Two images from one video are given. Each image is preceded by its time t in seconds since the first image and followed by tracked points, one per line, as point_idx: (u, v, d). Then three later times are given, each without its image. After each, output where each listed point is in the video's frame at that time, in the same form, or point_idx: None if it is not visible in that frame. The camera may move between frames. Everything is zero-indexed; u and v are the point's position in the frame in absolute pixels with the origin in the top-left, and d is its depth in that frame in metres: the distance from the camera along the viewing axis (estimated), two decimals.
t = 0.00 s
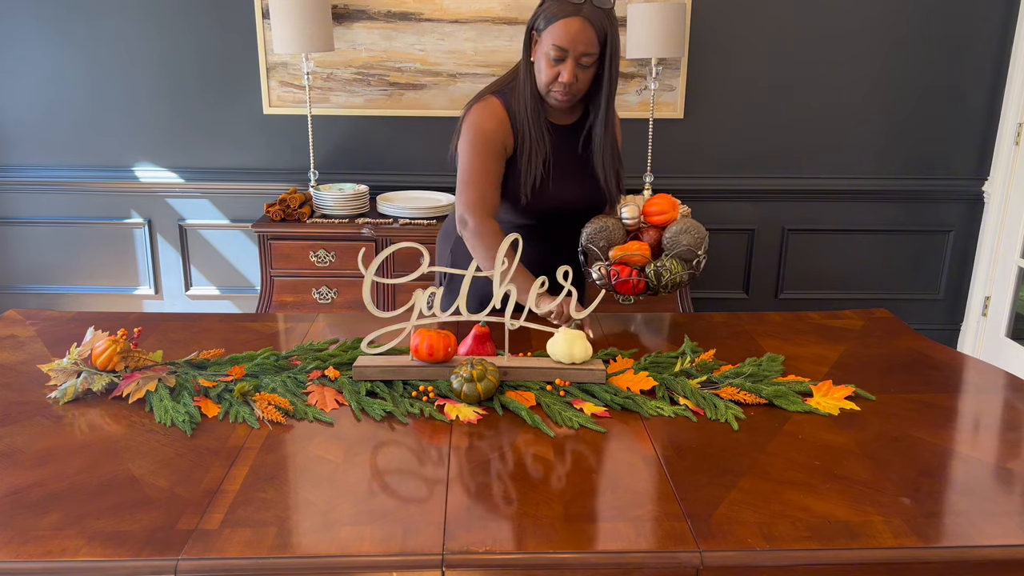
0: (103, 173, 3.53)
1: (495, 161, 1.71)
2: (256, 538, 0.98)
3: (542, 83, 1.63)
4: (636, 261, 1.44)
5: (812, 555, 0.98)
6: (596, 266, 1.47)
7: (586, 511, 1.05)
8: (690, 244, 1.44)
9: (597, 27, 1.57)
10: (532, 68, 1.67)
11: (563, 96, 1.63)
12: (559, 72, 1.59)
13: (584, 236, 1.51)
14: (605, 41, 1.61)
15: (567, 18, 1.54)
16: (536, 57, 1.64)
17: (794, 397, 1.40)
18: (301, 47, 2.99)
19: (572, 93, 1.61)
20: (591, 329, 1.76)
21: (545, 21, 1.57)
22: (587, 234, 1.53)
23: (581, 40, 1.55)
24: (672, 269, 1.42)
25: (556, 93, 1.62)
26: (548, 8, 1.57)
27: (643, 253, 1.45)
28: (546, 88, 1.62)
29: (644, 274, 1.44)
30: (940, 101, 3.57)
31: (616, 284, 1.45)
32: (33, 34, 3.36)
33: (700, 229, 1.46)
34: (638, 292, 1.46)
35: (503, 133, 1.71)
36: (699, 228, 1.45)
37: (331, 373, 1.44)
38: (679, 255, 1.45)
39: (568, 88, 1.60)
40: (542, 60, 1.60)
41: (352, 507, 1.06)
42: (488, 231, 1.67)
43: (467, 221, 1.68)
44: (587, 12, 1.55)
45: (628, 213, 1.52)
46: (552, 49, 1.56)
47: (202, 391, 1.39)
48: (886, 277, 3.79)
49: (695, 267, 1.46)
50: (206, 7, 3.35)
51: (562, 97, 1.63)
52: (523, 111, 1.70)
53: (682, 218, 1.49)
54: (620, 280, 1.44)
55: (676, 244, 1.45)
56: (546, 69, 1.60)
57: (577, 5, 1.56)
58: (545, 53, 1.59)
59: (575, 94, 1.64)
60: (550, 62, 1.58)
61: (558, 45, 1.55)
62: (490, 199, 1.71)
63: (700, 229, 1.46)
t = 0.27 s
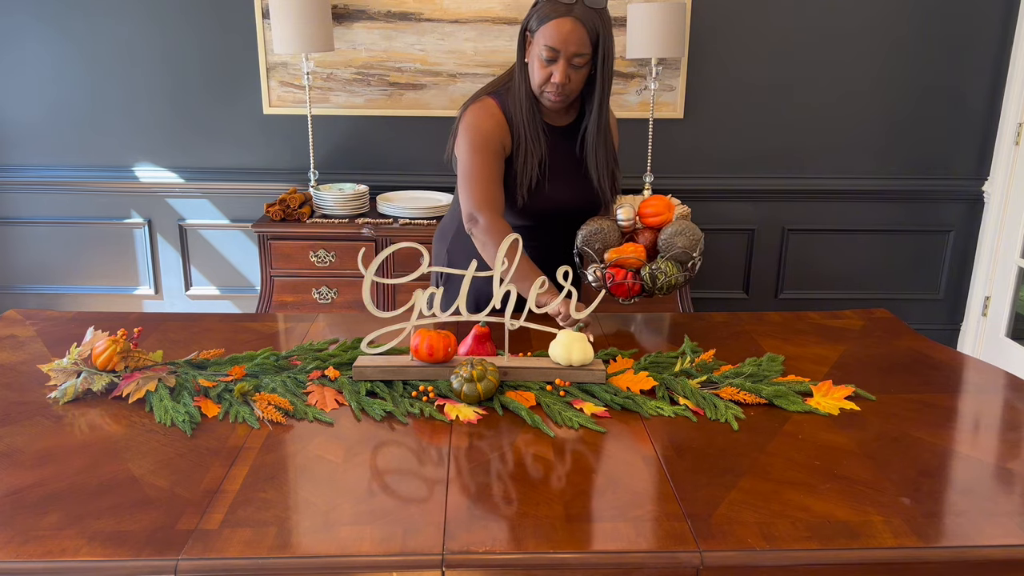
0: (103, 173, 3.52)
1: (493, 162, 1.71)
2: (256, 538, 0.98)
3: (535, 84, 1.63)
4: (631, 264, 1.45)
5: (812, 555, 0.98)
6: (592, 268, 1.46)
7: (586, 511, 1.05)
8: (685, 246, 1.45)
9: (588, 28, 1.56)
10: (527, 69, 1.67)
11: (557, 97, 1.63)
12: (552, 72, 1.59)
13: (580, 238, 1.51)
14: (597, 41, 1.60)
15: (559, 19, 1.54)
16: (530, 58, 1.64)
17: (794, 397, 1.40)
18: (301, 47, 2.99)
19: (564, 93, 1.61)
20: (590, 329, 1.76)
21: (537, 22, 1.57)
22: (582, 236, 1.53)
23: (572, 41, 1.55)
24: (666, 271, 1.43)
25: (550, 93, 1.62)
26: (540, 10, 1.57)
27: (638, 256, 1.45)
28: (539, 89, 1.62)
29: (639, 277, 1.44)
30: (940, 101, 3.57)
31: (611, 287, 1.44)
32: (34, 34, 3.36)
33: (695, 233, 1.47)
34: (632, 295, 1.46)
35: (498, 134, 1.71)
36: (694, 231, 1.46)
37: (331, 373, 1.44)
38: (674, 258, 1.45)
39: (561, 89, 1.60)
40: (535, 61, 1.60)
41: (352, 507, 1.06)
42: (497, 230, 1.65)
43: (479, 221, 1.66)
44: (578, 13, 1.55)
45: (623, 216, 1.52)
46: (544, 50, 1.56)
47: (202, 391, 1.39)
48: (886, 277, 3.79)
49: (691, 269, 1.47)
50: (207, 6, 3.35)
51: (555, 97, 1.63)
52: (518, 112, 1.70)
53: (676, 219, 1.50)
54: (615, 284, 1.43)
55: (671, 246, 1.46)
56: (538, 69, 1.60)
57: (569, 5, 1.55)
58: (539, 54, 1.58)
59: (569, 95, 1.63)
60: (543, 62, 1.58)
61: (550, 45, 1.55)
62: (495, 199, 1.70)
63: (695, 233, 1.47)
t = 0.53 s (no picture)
0: (102, 173, 3.52)
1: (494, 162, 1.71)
2: (256, 539, 0.98)
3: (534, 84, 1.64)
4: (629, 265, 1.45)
5: (812, 555, 0.98)
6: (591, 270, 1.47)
7: (586, 511, 1.05)
8: (684, 247, 1.45)
9: (586, 28, 1.56)
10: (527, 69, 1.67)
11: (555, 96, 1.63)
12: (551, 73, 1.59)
13: (579, 239, 1.51)
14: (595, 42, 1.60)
15: (557, 19, 1.54)
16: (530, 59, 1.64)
17: (794, 397, 1.40)
18: (301, 47, 2.99)
19: (562, 93, 1.61)
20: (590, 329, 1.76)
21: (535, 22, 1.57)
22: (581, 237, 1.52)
23: (568, 40, 1.55)
24: (665, 272, 1.43)
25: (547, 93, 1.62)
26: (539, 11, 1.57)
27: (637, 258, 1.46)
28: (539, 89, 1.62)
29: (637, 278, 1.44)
30: (940, 101, 3.57)
31: (610, 288, 1.44)
32: (34, 34, 3.36)
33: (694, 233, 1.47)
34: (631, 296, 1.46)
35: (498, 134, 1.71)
36: (694, 231, 1.46)
37: (331, 373, 1.44)
38: (673, 258, 1.45)
39: (558, 89, 1.60)
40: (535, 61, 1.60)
41: (352, 507, 1.06)
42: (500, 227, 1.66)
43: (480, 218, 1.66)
44: (576, 14, 1.55)
45: (622, 216, 1.52)
46: (542, 50, 1.57)
47: (202, 391, 1.39)
48: (886, 277, 3.80)
49: (690, 270, 1.46)
50: (207, 6, 3.35)
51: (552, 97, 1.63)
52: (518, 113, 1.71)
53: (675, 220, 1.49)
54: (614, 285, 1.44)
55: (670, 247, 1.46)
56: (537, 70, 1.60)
57: (567, 5, 1.55)
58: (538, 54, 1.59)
59: (567, 95, 1.63)
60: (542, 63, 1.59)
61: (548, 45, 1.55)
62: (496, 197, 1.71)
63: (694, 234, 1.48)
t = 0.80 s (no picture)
0: (102, 173, 3.52)
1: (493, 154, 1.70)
2: (256, 539, 0.98)
3: (557, 83, 1.62)
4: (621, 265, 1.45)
5: (812, 555, 0.98)
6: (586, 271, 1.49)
7: (586, 512, 1.05)
8: (678, 248, 1.42)
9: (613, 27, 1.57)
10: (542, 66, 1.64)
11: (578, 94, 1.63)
12: (581, 72, 1.58)
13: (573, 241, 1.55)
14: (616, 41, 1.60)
15: (586, 19, 1.53)
16: (546, 56, 1.62)
17: (794, 397, 1.40)
18: (301, 48, 2.99)
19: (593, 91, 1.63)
20: (590, 330, 1.76)
21: (559, 22, 1.55)
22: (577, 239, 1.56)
23: (602, 41, 1.54)
24: (657, 274, 1.42)
25: (576, 91, 1.63)
26: (560, 7, 1.55)
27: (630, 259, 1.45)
28: (566, 87, 1.62)
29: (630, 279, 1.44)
30: (940, 101, 3.57)
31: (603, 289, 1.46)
32: (33, 34, 3.36)
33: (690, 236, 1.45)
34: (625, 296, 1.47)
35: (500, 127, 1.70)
36: (689, 234, 1.44)
37: (331, 373, 1.44)
38: (667, 260, 1.43)
39: (589, 87, 1.62)
40: (560, 60, 1.58)
41: (352, 507, 1.06)
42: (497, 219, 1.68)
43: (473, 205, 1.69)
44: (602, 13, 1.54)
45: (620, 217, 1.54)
46: (573, 51, 1.55)
47: (202, 391, 1.39)
48: (886, 277, 3.80)
49: (684, 273, 1.44)
50: (207, 6, 3.35)
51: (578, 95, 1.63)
52: (526, 108, 1.68)
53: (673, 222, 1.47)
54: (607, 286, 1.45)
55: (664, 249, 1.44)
56: (559, 68, 1.59)
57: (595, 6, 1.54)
58: (564, 54, 1.57)
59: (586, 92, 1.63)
60: (571, 62, 1.57)
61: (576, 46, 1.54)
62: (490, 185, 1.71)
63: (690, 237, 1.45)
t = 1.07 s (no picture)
0: (102, 173, 3.52)
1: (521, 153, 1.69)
2: (256, 539, 0.98)
3: (579, 83, 1.62)
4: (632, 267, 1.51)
5: (812, 555, 0.98)
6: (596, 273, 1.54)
7: (586, 512, 1.05)
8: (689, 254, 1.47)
9: (641, 31, 1.57)
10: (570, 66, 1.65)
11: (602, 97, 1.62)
12: (602, 72, 1.57)
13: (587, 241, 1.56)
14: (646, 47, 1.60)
15: (613, 20, 1.53)
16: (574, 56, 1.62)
17: (794, 397, 1.40)
18: (301, 48, 2.99)
19: (610, 94, 1.61)
20: (590, 330, 1.76)
21: (588, 20, 1.56)
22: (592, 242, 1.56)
23: (627, 42, 1.54)
24: (667, 279, 1.48)
25: (595, 93, 1.62)
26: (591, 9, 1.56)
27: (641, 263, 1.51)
28: (586, 87, 1.61)
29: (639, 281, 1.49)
30: (940, 101, 3.57)
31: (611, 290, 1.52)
32: (33, 34, 3.36)
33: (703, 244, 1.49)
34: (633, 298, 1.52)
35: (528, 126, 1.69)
36: (702, 240, 1.48)
37: (331, 373, 1.44)
38: (678, 266, 1.49)
39: (609, 89, 1.60)
40: (584, 59, 1.58)
41: (352, 507, 1.06)
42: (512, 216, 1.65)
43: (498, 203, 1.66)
44: (630, 16, 1.55)
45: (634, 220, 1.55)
46: (596, 50, 1.55)
47: (202, 391, 1.39)
48: (886, 277, 3.79)
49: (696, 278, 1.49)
50: (207, 6, 3.35)
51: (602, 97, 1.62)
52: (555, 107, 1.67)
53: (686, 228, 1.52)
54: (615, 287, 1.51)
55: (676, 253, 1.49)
56: (584, 68, 1.59)
57: (624, 8, 1.55)
58: (588, 53, 1.57)
59: (612, 95, 1.62)
60: (594, 61, 1.57)
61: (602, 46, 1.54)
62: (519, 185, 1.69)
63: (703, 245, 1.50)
